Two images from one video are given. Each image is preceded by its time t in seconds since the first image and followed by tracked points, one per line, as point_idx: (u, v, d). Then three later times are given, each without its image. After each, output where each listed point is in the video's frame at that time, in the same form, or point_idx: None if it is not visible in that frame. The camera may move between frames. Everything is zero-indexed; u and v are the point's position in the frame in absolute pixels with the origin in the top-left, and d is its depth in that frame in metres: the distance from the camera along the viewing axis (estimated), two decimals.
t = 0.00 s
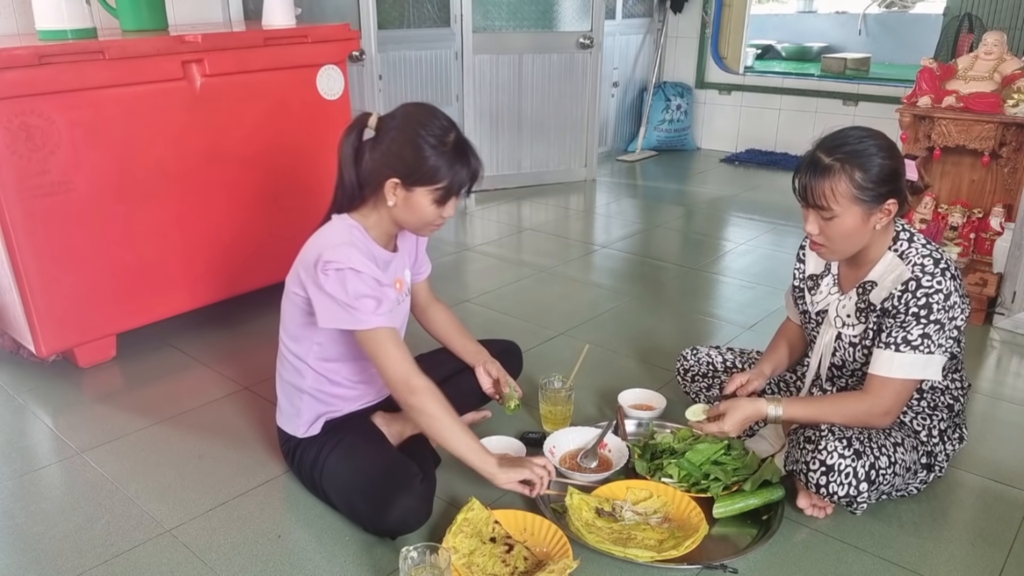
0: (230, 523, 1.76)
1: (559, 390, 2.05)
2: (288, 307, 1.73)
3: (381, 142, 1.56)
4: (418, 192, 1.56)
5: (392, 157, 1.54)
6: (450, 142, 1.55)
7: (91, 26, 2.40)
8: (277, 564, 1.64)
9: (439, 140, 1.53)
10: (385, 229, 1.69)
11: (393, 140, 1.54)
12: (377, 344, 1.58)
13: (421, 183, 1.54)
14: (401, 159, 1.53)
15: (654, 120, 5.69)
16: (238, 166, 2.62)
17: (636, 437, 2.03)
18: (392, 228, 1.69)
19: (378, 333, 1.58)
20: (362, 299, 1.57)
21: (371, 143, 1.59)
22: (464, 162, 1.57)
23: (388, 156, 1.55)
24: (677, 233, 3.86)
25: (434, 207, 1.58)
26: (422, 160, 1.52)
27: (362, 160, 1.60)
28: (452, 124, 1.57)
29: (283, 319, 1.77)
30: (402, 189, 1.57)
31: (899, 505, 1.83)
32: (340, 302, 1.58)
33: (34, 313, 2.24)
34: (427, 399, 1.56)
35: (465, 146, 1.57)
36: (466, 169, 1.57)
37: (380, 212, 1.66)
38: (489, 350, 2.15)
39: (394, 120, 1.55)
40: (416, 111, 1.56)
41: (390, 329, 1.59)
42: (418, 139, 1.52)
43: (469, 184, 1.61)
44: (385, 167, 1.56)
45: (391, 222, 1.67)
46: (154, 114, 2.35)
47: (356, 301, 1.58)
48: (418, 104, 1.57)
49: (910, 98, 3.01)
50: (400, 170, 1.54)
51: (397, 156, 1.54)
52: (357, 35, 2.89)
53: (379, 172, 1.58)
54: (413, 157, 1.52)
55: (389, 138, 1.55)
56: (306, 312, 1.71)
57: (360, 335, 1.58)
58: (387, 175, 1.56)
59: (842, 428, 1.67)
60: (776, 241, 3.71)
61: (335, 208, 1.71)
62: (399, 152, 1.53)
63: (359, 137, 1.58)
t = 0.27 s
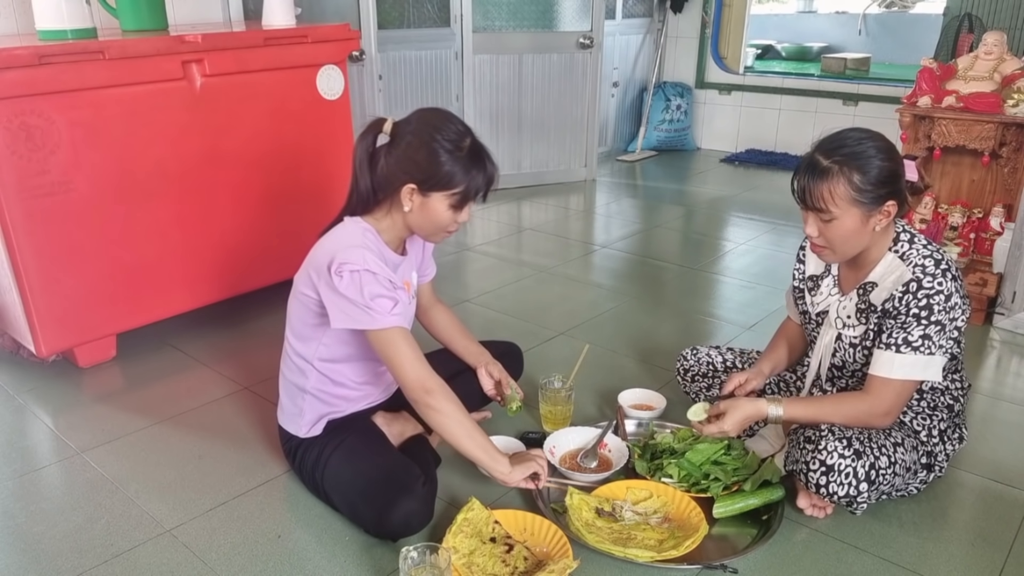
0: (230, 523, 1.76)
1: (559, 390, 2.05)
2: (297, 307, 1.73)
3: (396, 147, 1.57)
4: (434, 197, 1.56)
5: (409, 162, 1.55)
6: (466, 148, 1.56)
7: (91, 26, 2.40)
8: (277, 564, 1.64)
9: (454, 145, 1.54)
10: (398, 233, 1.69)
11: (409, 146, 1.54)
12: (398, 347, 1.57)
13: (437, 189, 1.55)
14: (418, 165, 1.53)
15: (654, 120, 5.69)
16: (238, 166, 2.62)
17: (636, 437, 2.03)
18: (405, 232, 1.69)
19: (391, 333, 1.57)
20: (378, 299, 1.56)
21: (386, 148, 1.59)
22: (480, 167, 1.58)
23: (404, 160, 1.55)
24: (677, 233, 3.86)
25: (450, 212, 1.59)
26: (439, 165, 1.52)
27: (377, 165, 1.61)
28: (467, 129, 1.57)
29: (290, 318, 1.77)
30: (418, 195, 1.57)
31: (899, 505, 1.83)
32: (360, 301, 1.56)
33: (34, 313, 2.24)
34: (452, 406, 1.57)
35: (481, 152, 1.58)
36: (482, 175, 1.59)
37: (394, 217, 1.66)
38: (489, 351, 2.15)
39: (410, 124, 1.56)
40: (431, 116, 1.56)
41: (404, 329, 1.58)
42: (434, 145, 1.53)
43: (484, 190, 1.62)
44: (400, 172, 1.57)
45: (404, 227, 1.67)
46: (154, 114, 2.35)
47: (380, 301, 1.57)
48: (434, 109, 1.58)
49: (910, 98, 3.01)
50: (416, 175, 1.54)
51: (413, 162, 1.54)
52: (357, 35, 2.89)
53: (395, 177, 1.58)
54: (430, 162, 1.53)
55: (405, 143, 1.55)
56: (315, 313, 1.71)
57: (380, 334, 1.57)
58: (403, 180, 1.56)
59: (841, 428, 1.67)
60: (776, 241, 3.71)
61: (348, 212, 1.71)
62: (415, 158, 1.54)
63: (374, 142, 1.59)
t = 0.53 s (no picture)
0: (230, 523, 1.76)
1: (559, 390, 2.05)
2: (298, 307, 1.73)
3: (400, 147, 1.57)
4: (437, 197, 1.56)
5: (413, 162, 1.55)
6: (471, 148, 1.56)
7: (91, 25, 2.40)
8: (277, 564, 1.64)
9: (458, 145, 1.54)
10: (400, 233, 1.69)
11: (414, 146, 1.55)
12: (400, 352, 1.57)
13: (442, 188, 1.55)
14: (422, 164, 1.54)
15: (654, 120, 5.69)
16: (238, 166, 2.62)
17: (637, 437, 2.03)
18: (408, 233, 1.69)
19: (392, 333, 1.57)
20: (379, 299, 1.56)
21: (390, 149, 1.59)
22: (483, 168, 1.58)
23: (408, 160, 1.55)
24: (677, 233, 3.86)
25: (453, 212, 1.59)
26: (443, 165, 1.52)
27: (381, 166, 1.61)
28: (471, 130, 1.57)
29: (291, 317, 1.77)
30: (422, 194, 1.57)
31: (899, 505, 1.83)
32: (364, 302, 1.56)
33: (34, 313, 2.24)
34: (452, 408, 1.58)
35: (484, 152, 1.59)
36: (485, 176, 1.59)
37: (397, 217, 1.66)
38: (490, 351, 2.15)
39: (415, 125, 1.56)
40: (436, 116, 1.56)
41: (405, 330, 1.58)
42: (439, 144, 1.53)
43: (487, 191, 1.62)
44: (404, 172, 1.57)
45: (407, 227, 1.67)
46: (154, 114, 2.35)
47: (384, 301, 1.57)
48: (439, 110, 1.58)
49: (910, 98, 3.01)
50: (421, 175, 1.54)
51: (417, 161, 1.54)
52: (357, 35, 2.89)
53: (399, 177, 1.58)
54: (434, 162, 1.53)
55: (410, 143, 1.56)
56: (316, 313, 1.71)
57: (382, 334, 1.57)
58: (407, 179, 1.56)
59: (841, 428, 1.67)
60: (776, 241, 3.71)
61: (351, 212, 1.71)
62: (419, 157, 1.54)
63: (378, 142, 1.60)
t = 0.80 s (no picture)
0: (230, 523, 1.77)
1: (559, 390, 2.05)
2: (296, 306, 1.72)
3: (397, 143, 1.57)
4: (435, 192, 1.56)
5: (410, 157, 1.55)
6: (467, 144, 1.56)
7: (91, 25, 2.40)
8: (277, 564, 1.64)
9: (455, 141, 1.54)
10: (396, 230, 1.69)
11: (410, 141, 1.55)
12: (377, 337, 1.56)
13: (438, 183, 1.55)
14: (418, 160, 1.54)
15: (655, 120, 5.69)
16: (238, 166, 2.62)
17: (636, 437, 2.03)
18: (404, 229, 1.69)
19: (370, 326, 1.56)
20: (360, 291, 1.56)
21: (386, 144, 1.59)
22: (480, 165, 1.58)
23: (405, 156, 1.55)
24: (677, 233, 3.86)
25: (450, 207, 1.59)
26: (440, 161, 1.53)
27: (377, 161, 1.61)
28: (468, 126, 1.58)
29: (288, 316, 1.76)
30: (418, 189, 1.57)
31: (899, 505, 1.83)
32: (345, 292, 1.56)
33: (34, 313, 2.24)
34: (410, 381, 1.58)
35: (481, 149, 1.59)
36: (482, 172, 1.59)
37: (393, 213, 1.66)
38: (490, 351, 2.15)
39: (411, 121, 1.56)
40: (432, 113, 1.56)
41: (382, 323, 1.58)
42: (435, 139, 1.53)
43: (484, 188, 1.62)
44: (401, 168, 1.57)
45: (403, 224, 1.67)
46: (154, 114, 2.35)
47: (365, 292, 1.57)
48: (435, 106, 1.58)
49: (910, 98, 3.01)
50: (416, 170, 1.55)
51: (413, 156, 1.54)
52: (357, 35, 2.89)
53: (395, 173, 1.58)
54: (431, 158, 1.53)
55: (406, 138, 1.56)
56: (313, 310, 1.71)
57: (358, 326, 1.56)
58: (403, 174, 1.57)
59: (841, 428, 1.67)
60: (776, 241, 3.71)
61: (347, 208, 1.71)
62: (415, 152, 1.54)
63: (374, 137, 1.60)
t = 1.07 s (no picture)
0: (230, 523, 1.76)
1: (559, 390, 2.06)
2: (296, 305, 1.72)
3: (394, 141, 1.57)
4: (431, 190, 1.56)
5: (407, 155, 1.55)
6: (464, 143, 1.56)
7: (91, 25, 2.40)
8: (277, 564, 1.64)
9: (452, 140, 1.54)
10: (393, 229, 1.69)
11: (407, 140, 1.55)
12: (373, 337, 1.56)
13: (434, 182, 1.55)
14: (414, 158, 1.54)
15: (655, 120, 5.69)
16: (238, 165, 2.62)
17: (636, 437, 2.03)
18: (401, 229, 1.69)
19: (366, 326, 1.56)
20: (354, 291, 1.56)
21: (383, 142, 1.59)
22: (477, 163, 1.58)
23: (402, 154, 1.55)
24: (677, 233, 3.86)
25: (446, 206, 1.59)
26: (437, 159, 1.53)
27: (374, 160, 1.61)
28: (465, 125, 1.58)
29: (287, 315, 1.76)
30: (415, 188, 1.57)
31: (900, 505, 1.82)
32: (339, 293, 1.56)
33: (34, 313, 2.24)
34: (407, 377, 1.57)
35: (478, 147, 1.59)
36: (479, 171, 1.59)
37: (390, 212, 1.66)
38: (490, 351, 2.16)
39: (408, 119, 1.56)
40: (429, 111, 1.56)
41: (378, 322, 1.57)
42: (432, 138, 1.53)
43: (481, 186, 1.62)
44: (397, 166, 1.57)
45: (401, 223, 1.67)
46: (154, 114, 2.35)
47: (359, 292, 1.57)
48: (431, 104, 1.58)
49: (910, 98, 3.01)
50: (413, 168, 1.55)
51: (410, 155, 1.54)
52: (358, 35, 2.89)
53: (392, 171, 1.58)
54: (428, 156, 1.53)
55: (402, 136, 1.56)
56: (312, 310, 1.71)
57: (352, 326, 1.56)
58: (400, 173, 1.57)
59: (841, 428, 1.67)
60: (776, 241, 3.71)
61: (343, 207, 1.70)
62: (412, 151, 1.54)
63: (372, 135, 1.61)
